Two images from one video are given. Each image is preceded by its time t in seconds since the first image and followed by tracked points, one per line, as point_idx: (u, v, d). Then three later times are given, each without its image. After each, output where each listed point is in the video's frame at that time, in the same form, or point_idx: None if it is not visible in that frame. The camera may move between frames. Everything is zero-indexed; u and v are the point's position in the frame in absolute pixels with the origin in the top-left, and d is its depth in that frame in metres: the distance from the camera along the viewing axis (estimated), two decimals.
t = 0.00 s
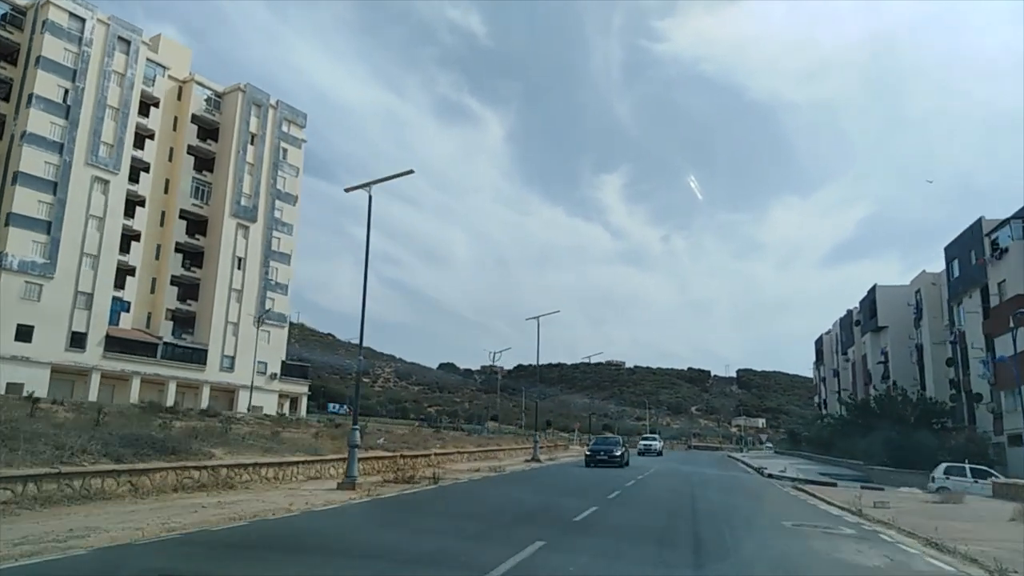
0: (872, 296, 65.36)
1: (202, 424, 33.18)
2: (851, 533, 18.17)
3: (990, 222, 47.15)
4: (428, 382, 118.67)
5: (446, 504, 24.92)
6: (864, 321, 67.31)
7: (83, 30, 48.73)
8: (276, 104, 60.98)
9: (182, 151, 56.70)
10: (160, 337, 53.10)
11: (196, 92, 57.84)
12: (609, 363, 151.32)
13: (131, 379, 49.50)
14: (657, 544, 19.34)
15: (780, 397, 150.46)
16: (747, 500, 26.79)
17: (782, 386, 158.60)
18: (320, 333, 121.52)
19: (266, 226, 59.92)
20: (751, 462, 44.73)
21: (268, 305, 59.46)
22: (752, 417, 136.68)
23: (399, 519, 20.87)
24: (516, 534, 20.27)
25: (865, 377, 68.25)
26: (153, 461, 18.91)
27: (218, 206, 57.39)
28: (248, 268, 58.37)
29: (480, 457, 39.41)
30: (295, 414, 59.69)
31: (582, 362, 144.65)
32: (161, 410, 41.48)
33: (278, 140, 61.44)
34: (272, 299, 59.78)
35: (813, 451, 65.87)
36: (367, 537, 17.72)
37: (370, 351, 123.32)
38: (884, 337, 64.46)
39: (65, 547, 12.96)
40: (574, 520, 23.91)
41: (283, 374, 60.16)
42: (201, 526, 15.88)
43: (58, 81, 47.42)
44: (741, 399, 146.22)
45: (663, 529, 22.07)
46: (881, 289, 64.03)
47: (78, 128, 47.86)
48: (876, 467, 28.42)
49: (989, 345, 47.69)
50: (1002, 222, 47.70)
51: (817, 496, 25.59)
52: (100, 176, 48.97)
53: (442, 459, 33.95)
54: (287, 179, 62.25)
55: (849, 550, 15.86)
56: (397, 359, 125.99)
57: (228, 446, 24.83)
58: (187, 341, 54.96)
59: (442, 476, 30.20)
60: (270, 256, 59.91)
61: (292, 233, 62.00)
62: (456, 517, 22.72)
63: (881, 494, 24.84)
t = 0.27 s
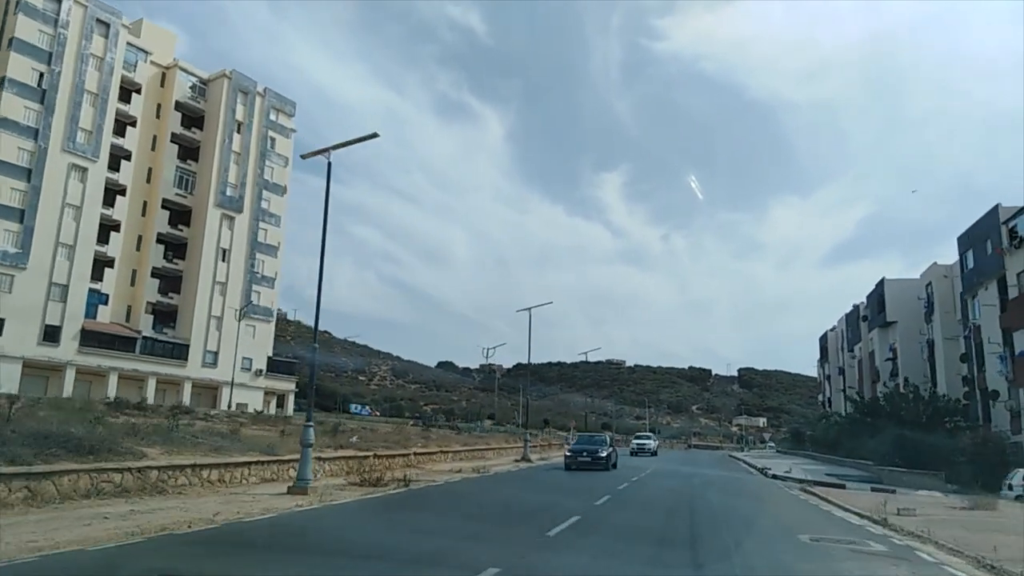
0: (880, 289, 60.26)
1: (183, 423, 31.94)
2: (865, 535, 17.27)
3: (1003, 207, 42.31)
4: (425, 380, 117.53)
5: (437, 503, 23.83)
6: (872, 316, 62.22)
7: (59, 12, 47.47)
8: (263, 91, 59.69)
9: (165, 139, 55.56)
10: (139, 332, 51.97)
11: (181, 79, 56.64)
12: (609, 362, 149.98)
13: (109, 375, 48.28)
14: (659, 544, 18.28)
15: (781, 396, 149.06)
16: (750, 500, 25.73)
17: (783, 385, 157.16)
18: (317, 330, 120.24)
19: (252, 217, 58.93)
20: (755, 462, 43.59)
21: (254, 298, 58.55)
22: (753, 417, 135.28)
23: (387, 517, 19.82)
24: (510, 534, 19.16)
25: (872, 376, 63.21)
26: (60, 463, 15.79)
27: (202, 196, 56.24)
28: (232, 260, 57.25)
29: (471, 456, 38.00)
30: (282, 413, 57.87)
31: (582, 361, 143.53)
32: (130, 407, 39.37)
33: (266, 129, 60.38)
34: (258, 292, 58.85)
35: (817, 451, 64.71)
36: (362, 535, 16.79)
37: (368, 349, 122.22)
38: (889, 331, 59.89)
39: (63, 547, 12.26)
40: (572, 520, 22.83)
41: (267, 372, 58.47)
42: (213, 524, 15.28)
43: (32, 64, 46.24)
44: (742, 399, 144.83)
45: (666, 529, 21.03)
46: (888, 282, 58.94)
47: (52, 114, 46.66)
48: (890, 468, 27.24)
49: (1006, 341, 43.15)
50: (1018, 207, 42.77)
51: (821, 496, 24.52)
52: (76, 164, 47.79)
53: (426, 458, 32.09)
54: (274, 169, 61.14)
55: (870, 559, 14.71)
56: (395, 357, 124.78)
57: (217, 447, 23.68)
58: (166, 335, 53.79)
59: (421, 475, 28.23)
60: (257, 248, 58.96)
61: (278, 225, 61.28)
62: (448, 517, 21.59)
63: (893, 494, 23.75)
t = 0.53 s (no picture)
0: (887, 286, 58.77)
1: (165, 422, 30.89)
2: (871, 541, 16.59)
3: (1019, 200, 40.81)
4: (423, 379, 116.50)
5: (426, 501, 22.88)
6: (878, 314, 60.77)
7: None
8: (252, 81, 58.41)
9: (149, 127, 54.53)
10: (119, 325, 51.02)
11: (167, 66, 55.61)
12: (608, 362, 148.96)
13: (88, 370, 47.40)
14: (659, 545, 17.39)
15: (781, 397, 147.99)
16: (747, 501, 24.78)
17: (782, 386, 156.14)
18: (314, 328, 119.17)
19: (238, 209, 57.76)
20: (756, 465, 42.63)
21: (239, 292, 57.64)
22: (752, 418, 134.22)
23: (371, 515, 18.91)
24: (505, 534, 18.24)
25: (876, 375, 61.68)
26: None
27: (187, 187, 55.18)
28: (217, 253, 56.24)
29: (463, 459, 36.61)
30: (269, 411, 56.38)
31: (581, 361, 142.55)
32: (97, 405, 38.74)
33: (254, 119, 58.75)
34: (244, 285, 57.81)
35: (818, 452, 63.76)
36: (353, 533, 16.02)
37: (365, 348, 121.20)
38: (895, 329, 58.50)
39: (51, 549, 11.60)
40: (568, 520, 21.92)
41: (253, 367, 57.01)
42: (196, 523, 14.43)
43: (9, 47, 45.15)
44: (742, 399, 143.83)
45: (663, 529, 20.12)
46: (895, 278, 57.49)
47: (29, 99, 45.62)
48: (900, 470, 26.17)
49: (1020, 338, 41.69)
50: None
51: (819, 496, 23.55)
52: (54, 150, 46.79)
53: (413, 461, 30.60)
54: (263, 160, 59.77)
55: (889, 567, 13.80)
56: (393, 356, 123.76)
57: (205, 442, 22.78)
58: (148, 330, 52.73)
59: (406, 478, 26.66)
60: (243, 241, 57.91)
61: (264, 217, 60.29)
62: (440, 515, 20.68)
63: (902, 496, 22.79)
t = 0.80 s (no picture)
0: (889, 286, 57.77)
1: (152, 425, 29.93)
2: (856, 544, 16.21)
3: None
4: (420, 381, 115.65)
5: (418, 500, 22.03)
6: (880, 315, 59.72)
7: None
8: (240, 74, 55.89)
9: (132, 121, 53.69)
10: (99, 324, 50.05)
11: (150, 59, 54.96)
12: (605, 365, 148.24)
13: (65, 369, 46.48)
14: (667, 545, 16.66)
15: (779, 399, 147.31)
16: (742, 499, 23.96)
17: (780, 388, 155.52)
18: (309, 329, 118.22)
19: (224, 207, 54.31)
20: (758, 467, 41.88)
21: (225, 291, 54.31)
22: (750, 420, 133.57)
23: (354, 512, 18.06)
24: (505, 533, 17.52)
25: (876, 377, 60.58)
26: None
27: (170, 183, 54.38)
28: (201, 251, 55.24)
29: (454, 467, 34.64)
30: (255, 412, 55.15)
31: (579, 364, 141.85)
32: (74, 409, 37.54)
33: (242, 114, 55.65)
34: (230, 284, 54.44)
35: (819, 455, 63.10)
36: (340, 531, 15.33)
37: (362, 349, 120.33)
38: (900, 330, 57.45)
39: None
40: (567, 518, 21.19)
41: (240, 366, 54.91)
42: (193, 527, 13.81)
43: None
44: (738, 402, 143.33)
45: (661, 528, 19.38)
46: (898, 278, 56.51)
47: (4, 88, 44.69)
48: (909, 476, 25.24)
49: None
50: None
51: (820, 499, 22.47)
52: (30, 142, 45.80)
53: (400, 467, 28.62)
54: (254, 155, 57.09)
55: (897, 573, 13.10)
56: (390, 358, 122.90)
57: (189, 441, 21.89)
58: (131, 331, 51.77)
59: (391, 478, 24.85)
60: (230, 239, 54.71)
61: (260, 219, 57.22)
62: (439, 514, 19.94)
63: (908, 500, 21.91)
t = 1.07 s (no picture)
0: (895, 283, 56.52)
1: (138, 426, 28.98)
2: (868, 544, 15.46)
3: None
4: (417, 382, 114.68)
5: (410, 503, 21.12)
6: (885, 312, 58.44)
7: None
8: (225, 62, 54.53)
9: (114, 111, 52.71)
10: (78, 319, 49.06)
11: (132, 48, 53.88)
12: (604, 365, 147.27)
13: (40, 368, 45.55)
14: (670, 547, 15.75)
15: (778, 401, 146.41)
16: (741, 501, 23.02)
17: (779, 389, 154.72)
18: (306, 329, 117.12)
19: (211, 197, 53.19)
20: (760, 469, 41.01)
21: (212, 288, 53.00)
22: (749, 421, 132.72)
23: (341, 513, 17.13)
24: (501, 534, 16.63)
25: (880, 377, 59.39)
26: None
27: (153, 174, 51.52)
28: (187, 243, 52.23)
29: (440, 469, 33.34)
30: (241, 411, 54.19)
31: (577, 364, 140.98)
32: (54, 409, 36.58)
33: (229, 104, 54.71)
34: (217, 280, 53.13)
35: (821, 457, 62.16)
36: (325, 531, 14.43)
37: (359, 349, 119.33)
38: (904, 327, 56.27)
39: None
40: (564, 520, 20.27)
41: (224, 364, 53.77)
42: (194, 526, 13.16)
43: None
44: (738, 403, 142.45)
45: (658, 530, 18.45)
46: (903, 274, 55.25)
47: None
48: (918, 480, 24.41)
49: None
50: None
51: (826, 501, 21.54)
52: (6, 130, 44.77)
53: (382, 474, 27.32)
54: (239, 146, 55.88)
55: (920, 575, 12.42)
56: (387, 357, 121.92)
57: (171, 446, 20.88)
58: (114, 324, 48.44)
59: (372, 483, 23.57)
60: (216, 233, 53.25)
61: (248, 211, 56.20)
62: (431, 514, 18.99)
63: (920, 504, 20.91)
